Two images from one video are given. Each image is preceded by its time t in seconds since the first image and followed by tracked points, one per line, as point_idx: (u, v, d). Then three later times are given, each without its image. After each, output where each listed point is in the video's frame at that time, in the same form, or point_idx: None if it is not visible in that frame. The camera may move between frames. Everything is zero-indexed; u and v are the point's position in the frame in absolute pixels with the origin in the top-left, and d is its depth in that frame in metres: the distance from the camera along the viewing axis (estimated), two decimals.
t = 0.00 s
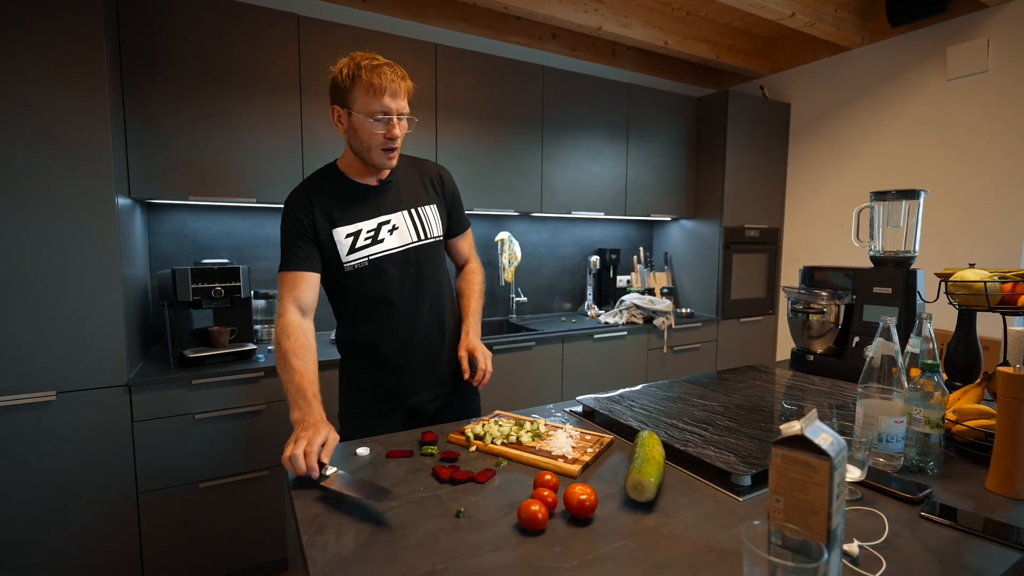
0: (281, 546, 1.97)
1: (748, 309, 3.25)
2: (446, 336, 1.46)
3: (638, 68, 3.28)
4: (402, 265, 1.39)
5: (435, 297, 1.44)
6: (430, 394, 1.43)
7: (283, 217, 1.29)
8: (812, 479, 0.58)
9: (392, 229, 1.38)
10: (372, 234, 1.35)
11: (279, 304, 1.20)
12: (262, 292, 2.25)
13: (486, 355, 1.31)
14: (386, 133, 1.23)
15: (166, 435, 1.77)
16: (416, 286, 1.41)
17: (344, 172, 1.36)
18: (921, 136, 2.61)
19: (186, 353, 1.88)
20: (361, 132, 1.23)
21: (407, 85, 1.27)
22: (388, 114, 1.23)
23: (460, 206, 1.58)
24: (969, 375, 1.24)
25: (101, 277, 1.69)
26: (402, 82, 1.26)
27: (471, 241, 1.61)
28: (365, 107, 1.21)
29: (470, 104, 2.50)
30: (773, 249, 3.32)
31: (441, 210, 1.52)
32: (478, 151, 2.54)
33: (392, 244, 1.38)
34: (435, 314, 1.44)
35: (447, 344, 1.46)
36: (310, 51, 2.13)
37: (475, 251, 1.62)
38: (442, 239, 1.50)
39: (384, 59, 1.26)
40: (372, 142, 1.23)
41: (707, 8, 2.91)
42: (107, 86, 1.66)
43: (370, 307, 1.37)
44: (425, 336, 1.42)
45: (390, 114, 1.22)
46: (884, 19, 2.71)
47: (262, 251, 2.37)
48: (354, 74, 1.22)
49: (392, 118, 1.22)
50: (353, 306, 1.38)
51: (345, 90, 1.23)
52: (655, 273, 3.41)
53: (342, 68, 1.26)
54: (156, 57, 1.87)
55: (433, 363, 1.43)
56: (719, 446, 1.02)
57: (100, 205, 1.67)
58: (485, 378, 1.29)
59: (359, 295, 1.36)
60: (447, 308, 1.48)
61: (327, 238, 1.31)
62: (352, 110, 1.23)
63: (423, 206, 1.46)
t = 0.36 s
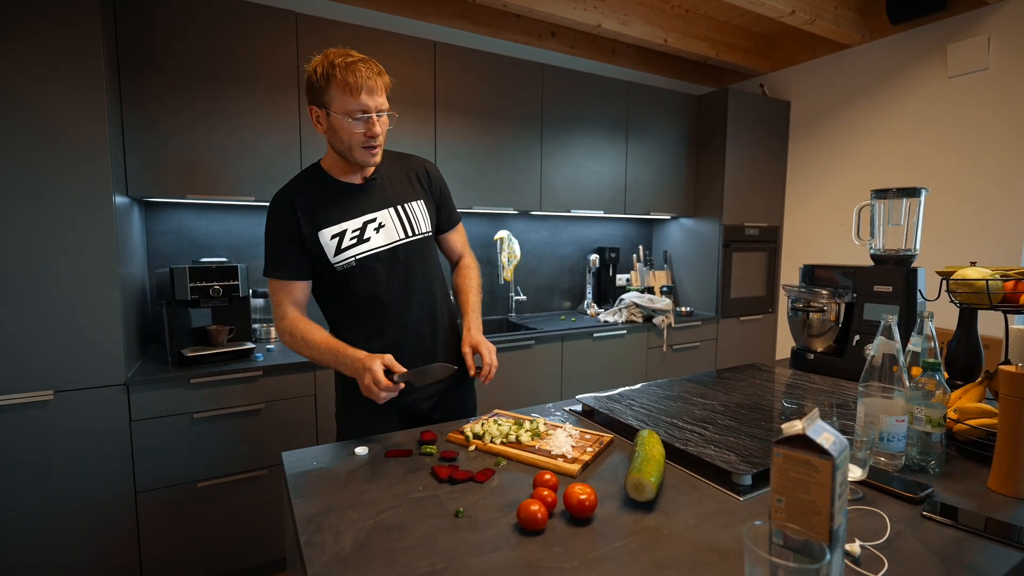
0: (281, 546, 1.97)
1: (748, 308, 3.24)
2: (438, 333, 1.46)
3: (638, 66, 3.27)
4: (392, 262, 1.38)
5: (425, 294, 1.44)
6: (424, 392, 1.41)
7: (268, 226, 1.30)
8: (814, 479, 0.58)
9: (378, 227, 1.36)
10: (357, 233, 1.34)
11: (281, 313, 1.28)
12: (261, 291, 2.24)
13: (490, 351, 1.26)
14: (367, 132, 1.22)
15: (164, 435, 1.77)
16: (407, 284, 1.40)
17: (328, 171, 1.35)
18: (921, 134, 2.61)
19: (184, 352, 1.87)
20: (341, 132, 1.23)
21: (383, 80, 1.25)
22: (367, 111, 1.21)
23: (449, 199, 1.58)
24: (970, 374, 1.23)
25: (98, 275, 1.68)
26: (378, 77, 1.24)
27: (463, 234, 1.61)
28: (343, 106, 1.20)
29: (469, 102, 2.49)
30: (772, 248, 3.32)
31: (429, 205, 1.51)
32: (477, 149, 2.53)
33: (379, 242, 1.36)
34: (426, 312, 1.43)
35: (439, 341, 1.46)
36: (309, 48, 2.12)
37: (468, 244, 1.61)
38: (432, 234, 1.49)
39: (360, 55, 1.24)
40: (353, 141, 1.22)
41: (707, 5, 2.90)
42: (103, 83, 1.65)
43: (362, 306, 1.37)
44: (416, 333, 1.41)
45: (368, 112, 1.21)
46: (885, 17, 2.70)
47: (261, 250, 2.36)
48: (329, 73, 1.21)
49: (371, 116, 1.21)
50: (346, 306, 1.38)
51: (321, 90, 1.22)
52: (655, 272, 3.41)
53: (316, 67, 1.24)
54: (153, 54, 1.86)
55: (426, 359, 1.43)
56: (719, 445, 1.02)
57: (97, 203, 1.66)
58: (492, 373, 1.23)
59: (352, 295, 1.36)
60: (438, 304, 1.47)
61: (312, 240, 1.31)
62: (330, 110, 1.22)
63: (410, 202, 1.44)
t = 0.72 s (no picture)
0: (281, 544, 1.97)
1: (747, 306, 3.24)
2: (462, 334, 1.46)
3: (637, 64, 3.27)
4: (416, 260, 1.39)
5: (450, 295, 1.44)
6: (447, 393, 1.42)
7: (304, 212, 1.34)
8: (816, 478, 0.58)
9: (406, 223, 1.38)
10: (386, 226, 1.36)
11: (314, 298, 1.30)
12: (260, 290, 2.24)
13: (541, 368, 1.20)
14: (406, 131, 1.24)
15: (164, 434, 1.76)
16: (430, 282, 1.41)
17: (368, 166, 1.39)
18: (921, 132, 2.61)
19: (184, 350, 1.87)
20: (382, 129, 1.26)
21: (428, 82, 1.27)
22: (408, 111, 1.24)
23: (481, 203, 1.55)
24: (971, 372, 1.23)
25: (97, 274, 1.68)
26: (423, 79, 1.26)
27: (496, 243, 1.57)
28: (385, 105, 1.23)
29: (469, 100, 2.49)
30: (772, 246, 3.32)
31: (460, 207, 1.50)
32: (477, 148, 2.53)
33: (406, 237, 1.38)
34: (449, 312, 1.44)
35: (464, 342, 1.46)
36: (308, 45, 2.11)
37: (503, 255, 1.56)
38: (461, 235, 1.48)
39: (406, 56, 1.27)
40: (392, 138, 1.25)
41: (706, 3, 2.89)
42: (102, 82, 1.64)
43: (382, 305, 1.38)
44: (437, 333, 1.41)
45: (410, 111, 1.23)
46: (885, 14, 2.70)
47: (261, 248, 2.36)
48: (376, 73, 1.24)
49: (412, 115, 1.23)
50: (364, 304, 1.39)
51: (368, 88, 1.25)
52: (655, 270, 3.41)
53: (366, 66, 1.28)
54: (151, 52, 1.85)
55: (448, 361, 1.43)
56: (720, 444, 1.02)
57: (96, 202, 1.66)
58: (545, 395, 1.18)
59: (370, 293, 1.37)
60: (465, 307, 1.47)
61: (343, 229, 1.34)
62: (374, 108, 1.25)
63: (441, 201, 1.44)
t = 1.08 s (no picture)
0: (281, 543, 1.97)
1: (747, 305, 3.25)
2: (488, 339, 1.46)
3: (637, 62, 3.27)
4: (456, 263, 1.40)
5: (482, 301, 1.44)
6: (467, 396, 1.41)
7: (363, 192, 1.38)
8: (815, 476, 0.58)
9: (456, 225, 1.40)
10: (437, 225, 1.38)
11: (356, 277, 1.33)
12: (260, 289, 2.24)
13: (561, 386, 1.20)
14: (479, 140, 1.28)
15: (165, 432, 1.77)
16: (466, 287, 1.42)
17: (433, 161, 1.43)
18: (921, 130, 2.61)
19: (184, 349, 1.87)
20: (456, 133, 1.30)
21: (511, 99, 1.31)
22: (487, 123, 1.28)
23: (533, 223, 1.57)
24: (969, 371, 1.24)
25: (97, 274, 1.68)
26: (509, 96, 1.30)
27: (542, 265, 1.58)
28: (467, 113, 1.27)
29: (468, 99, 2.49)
30: (772, 245, 3.32)
31: (512, 222, 1.51)
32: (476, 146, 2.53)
33: (453, 239, 1.39)
34: (477, 317, 1.44)
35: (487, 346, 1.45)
36: (307, 44, 2.11)
37: (545, 276, 1.57)
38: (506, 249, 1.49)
39: (498, 70, 1.30)
40: (464, 145, 1.29)
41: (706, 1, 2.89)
42: (102, 81, 1.64)
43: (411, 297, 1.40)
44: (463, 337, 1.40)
45: (487, 124, 1.27)
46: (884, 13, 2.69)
47: (261, 248, 2.36)
48: (466, 79, 1.27)
49: (488, 128, 1.27)
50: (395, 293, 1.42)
51: (454, 92, 1.28)
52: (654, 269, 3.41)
53: (457, 70, 1.31)
54: (151, 51, 1.85)
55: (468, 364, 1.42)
56: (719, 442, 1.02)
57: (96, 201, 1.66)
58: (556, 410, 1.17)
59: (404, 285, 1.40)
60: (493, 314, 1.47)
61: (395, 220, 1.37)
62: (454, 112, 1.29)
63: (496, 212, 1.46)
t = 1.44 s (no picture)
0: (281, 541, 1.98)
1: (746, 303, 3.25)
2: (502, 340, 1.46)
3: (636, 61, 3.27)
4: (477, 263, 1.40)
5: (497, 303, 1.45)
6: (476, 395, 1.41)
7: (396, 183, 1.39)
8: (811, 475, 0.58)
9: (483, 226, 1.40)
10: (463, 223, 1.39)
11: (375, 264, 1.34)
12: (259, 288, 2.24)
13: (563, 389, 1.19)
14: (517, 148, 1.30)
15: (165, 431, 1.77)
16: (485, 288, 1.42)
17: (466, 157, 1.44)
18: (920, 130, 2.61)
19: (184, 348, 1.88)
20: (496, 137, 1.30)
21: (555, 110, 1.31)
22: (527, 132, 1.28)
23: (558, 233, 1.58)
24: (967, 369, 1.24)
25: (97, 273, 1.68)
26: (553, 107, 1.30)
27: (563, 275, 1.58)
28: (509, 119, 1.27)
29: (468, 98, 2.49)
30: (771, 244, 3.32)
31: (537, 230, 1.52)
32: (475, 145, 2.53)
33: (478, 240, 1.40)
34: (491, 318, 1.44)
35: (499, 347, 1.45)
36: (307, 43, 2.11)
37: (565, 286, 1.57)
38: (528, 255, 1.49)
39: (545, 80, 1.29)
40: (502, 150, 1.30)
41: None
42: (101, 80, 1.64)
43: (425, 292, 1.41)
44: (476, 337, 1.40)
45: (528, 133, 1.28)
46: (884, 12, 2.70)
47: (261, 247, 2.36)
48: (513, 86, 1.26)
49: (528, 137, 1.28)
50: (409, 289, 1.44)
51: (500, 97, 1.28)
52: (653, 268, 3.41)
53: (506, 75, 1.31)
54: (151, 50, 1.85)
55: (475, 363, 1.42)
56: (717, 441, 1.03)
57: (96, 201, 1.66)
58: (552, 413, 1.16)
59: (423, 279, 1.41)
60: (508, 317, 1.47)
61: (424, 214, 1.38)
62: (496, 116, 1.29)
63: (523, 218, 1.46)
